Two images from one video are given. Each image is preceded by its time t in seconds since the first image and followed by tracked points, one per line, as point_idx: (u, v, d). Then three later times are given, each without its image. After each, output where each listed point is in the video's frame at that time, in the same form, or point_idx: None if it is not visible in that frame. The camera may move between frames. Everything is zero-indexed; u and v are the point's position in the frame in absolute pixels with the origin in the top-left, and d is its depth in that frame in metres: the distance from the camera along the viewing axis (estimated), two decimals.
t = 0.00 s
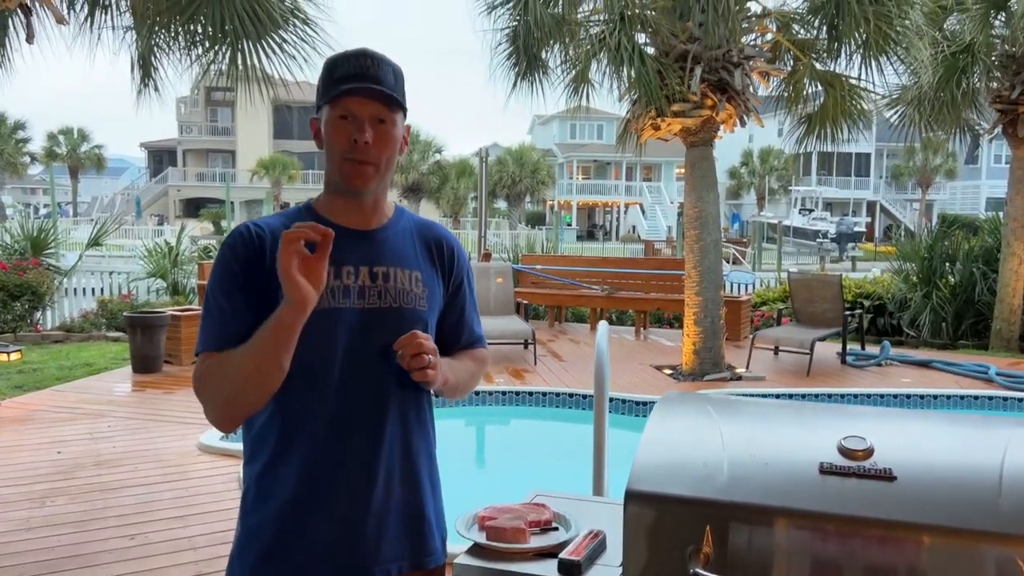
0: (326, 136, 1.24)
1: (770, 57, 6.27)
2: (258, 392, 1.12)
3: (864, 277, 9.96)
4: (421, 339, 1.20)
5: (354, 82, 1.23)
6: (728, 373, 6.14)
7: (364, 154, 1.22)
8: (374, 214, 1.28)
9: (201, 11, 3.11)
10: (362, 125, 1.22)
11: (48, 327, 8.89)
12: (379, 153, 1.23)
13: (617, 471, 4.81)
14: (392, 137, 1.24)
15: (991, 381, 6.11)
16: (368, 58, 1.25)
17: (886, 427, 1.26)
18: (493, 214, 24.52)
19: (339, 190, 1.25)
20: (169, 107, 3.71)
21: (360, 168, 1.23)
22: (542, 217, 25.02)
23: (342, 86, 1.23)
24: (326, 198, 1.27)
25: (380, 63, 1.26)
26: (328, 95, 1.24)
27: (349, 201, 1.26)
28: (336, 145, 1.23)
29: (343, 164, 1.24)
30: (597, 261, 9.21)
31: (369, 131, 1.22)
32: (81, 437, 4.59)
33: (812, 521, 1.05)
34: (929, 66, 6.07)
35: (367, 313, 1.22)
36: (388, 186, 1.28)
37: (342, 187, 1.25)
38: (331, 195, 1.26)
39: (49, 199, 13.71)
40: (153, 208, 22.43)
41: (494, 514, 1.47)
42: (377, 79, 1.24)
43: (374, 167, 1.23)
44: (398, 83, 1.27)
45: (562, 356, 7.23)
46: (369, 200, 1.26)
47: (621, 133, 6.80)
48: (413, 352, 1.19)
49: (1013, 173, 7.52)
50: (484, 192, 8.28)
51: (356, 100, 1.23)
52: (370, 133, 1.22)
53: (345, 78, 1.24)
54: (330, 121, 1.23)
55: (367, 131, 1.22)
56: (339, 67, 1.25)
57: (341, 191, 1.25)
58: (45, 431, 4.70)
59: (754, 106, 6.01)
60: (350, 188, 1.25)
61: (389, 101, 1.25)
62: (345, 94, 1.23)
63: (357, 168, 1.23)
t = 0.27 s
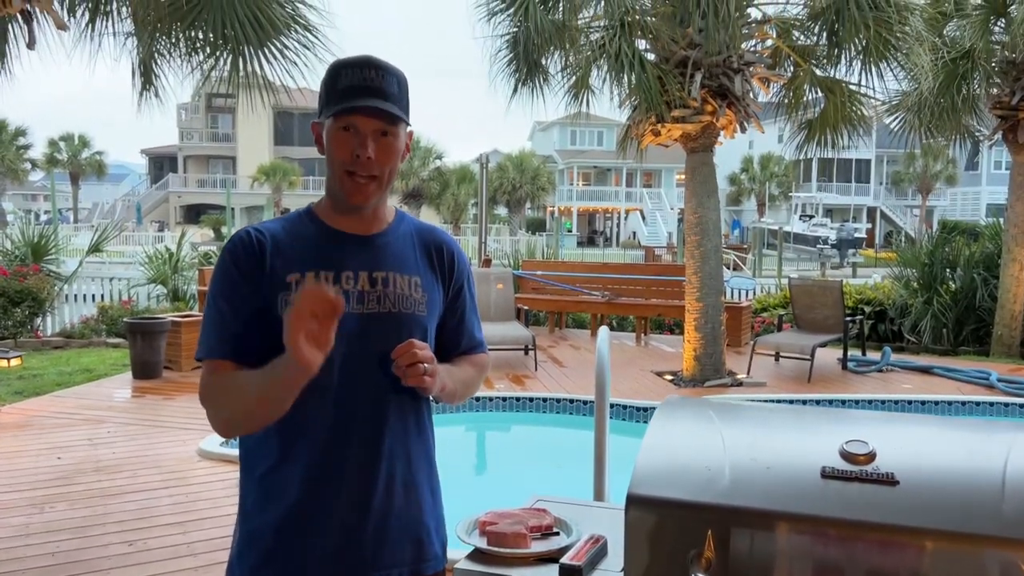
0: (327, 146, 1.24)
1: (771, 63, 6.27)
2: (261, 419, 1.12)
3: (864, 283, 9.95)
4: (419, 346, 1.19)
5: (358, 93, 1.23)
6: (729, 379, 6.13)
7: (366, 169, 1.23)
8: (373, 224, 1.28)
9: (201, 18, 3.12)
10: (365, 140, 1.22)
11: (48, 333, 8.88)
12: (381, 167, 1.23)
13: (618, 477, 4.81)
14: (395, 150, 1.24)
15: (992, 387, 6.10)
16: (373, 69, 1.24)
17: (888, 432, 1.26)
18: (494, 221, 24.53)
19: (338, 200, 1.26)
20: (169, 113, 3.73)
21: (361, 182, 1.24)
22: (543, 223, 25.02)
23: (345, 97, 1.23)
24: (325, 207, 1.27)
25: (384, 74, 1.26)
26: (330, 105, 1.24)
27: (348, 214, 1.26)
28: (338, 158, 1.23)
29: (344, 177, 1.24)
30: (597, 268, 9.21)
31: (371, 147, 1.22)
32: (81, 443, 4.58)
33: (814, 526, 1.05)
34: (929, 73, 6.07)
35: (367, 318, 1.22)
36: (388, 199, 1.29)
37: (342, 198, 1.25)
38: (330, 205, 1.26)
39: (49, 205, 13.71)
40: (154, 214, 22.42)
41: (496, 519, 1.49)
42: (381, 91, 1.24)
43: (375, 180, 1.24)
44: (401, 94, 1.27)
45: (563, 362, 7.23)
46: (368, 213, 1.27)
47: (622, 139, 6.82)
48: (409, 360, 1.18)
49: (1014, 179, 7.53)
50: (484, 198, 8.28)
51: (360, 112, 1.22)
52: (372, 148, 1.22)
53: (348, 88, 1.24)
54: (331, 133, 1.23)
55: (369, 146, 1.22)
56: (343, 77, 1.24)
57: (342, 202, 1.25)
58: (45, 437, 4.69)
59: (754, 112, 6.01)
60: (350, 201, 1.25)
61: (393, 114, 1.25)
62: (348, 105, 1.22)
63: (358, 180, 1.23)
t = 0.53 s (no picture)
0: (329, 142, 1.25)
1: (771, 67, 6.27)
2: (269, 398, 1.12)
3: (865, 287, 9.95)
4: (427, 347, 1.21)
5: (358, 89, 1.24)
6: (730, 384, 6.12)
7: (368, 161, 1.24)
8: (375, 218, 1.29)
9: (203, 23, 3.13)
10: (366, 132, 1.24)
11: (49, 338, 8.88)
12: (382, 160, 1.24)
13: (619, 481, 4.81)
14: (396, 144, 1.26)
15: (993, 391, 6.08)
16: (373, 65, 1.26)
17: (889, 433, 1.26)
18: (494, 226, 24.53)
19: (343, 195, 1.27)
20: (171, 119, 3.74)
21: (364, 175, 1.25)
22: (544, 228, 25.01)
23: (346, 93, 1.24)
24: (328, 202, 1.29)
25: (385, 70, 1.27)
26: (331, 101, 1.26)
27: (353, 207, 1.28)
28: (339, 153, 1.24)
29: (346, 170, 1.25)
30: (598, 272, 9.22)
31: (372, 139, 1.23)
32: (82, 448, 4.58)
33: (816, 529, 1.05)
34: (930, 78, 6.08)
35: (368, 318, 1.23)
36: (390, 192, 1.30)
37: (346, 192, 1.26)
38: (335, 200, 1.28)
39: (51, 211, 13.70)
40: (155, 220, 22.40)
41: (497, 521, 1.49)
42: (381, 86, 1.25)
43: (377, 173, 1.25)
44: (401, 90, 1.28)
45: (564, 367, 7.22)
46: (371, 206, 1.29)
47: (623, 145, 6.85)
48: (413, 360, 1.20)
49: (1015, 184, 7.53)
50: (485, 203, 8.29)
51: (361, 107, 1.24)
52: (374, 140, 1.23)
53: (349, 84, 1.25)
54: (333, 128, 1.25)
55: (371, 138, 1.24)
56: (343, 74, 1.26)
57: (346, 196, 1.26)
58: (45, 441, 4.69)
59: (754, 117, 6.02)
60: (353, 194, 1.26)
61: (393, 109, 1.26)
62: (350, 101, 1.24)
63: (362, 172, 1.24)
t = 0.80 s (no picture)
0: (332, 141, 1.26)
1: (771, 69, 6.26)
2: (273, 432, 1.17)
3: (866, 289, 9.94)
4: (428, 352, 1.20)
5: (361, 86, 1.25)
6: (731, 386, 6.12)
7: (372, 156, 1.25)
8: (379, 215, 1.31)
9: (204, 26, 3.15)
10: (370, 128, 1.25)
11: (50, 341, 8.88)
12: (386, 156, 1.26)
13: (619, 484, 4.81)
14: (398, 141, 1.27)
15: (995, 393, 6.08)
16: (375, 64, 1.27)
17: (891, 433, 1.26)
18: (495, 229, 24.49)
19: (347, 192, 1.27)
20: (172, 123, 3.75)
21: (368, 173, 1.26)
22: (544, 231, 24.98)
23: (350, 91, 1.26)
24: (332, 201, 1.30)
25: (386, 68, 1.28)
26: (334, 100, 1.27)
27: (358, 204, 1.28)
28: (344, 149, 1.25)
29: (350, 167, 1.26)
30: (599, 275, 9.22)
31: (376, 134, 1.25)
32: (83, 450, 4.58)
33: (818, 528, 1.05)
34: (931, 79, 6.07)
35: (371, 319, 1.26)
36: (394, 187, 1.31)
37: (350, 189, 1.27)
38: (339, 198, 1.28)
39: (51, 215, 13.70)
40: (155, 223, 22.38)
41: (498, 521, 1.50)
42: (384, 84, 1.27)
43: (381, 168, 1.26)
44: (403, 88, 1.30)
45: (564, 369, 7.22)
46: (376, 204, 1.29)
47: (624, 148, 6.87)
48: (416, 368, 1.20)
49: (1016, 185, 7.52)
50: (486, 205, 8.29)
51: (365, 103, 1.26)
52: (378, 135, 1.25)
53: (351, 82, 1.26)
54: (337, 126, 1.26)
55: (375, 136, 1.25)
56: (345, 72, 1.27)
57: (350, 193, 1.27)
58: (46, 444, 4.69)
59: (754, 119, 6.02)
60: (357, 192, 1.27)
61: (395, 107, 1.28)
62: (353, 98, 1.25)
63: (366, 169, 1.25)
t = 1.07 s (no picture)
0: (331, 139, 1.26)
1: (772, 69, 6.24)
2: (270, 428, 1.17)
3: (867, 290, 9.93)
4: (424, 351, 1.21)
5: (359, 84, 1.26)
6: (732, 386, 6.12)
7: (370, 153, 1.25)
8: (380, 212, 1.31)
9: (204, 27, 3.17)
10: (368, 125, 1.26)
11: (51, 342, 8.89)
12: (384, 153, 1.26)
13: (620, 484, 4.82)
14: (397, 138, 1.28)
15: (996, 393, 6.07)
16: (372, 61, 1.28)
17: (893, 430, 1.26)
18: (495, 230, 24.46)
19: (347, 190, 1.28)
20: (173, 125, 3.74)
21: (368, 170, 1.26)
22: (545, 232, 24.97)
23: (347, 89, 1.26)
24: (333, 200, 1.30)
25: (383, 66, 1.29)
26: (332, 98, 1.27)
27: (358, 202, 1.28)
28: (342, 147, 1.25)
29: (349, 164, 1.26)
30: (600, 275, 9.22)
31: (374, 132, 1.25)
32: (84, 450, 4.58)
33: (820, 524, 1.05)
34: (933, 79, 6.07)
35: (371, 316, 1.26)
36: (394, 184, 1.31)
37: (350, 187, 1.27)
38: (339, 195, 1.29)
39: (53, 217, 13.70)
40: (156, 224, 22.36)
41: (500, 519, 1.51)
42: (382, 81, 1.27)
43: (380, 165, 1.26)
44: (401, 85, 1.30)
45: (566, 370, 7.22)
46: (376, 201, 1.29)
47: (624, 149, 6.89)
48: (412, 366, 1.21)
49: (1017, 185, 7.52)
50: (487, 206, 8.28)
51: (362, 102, 1.26)
52: (376, 132, 1.25)
53: (349, 80, 1.26)
54: (335, 124, 1.26)
55: (373, 133, 1.25)
56: (343, 70, 1.27)
57: (349, 190, 1.27)
58: (48, 444, 4.69)
59: (755, 119, 6.01)
60: (356, 189, 1.27)
61: (393, 104, 1.28)
62: (352, 96, 1.26)
63: (364, 166, 1.25)
